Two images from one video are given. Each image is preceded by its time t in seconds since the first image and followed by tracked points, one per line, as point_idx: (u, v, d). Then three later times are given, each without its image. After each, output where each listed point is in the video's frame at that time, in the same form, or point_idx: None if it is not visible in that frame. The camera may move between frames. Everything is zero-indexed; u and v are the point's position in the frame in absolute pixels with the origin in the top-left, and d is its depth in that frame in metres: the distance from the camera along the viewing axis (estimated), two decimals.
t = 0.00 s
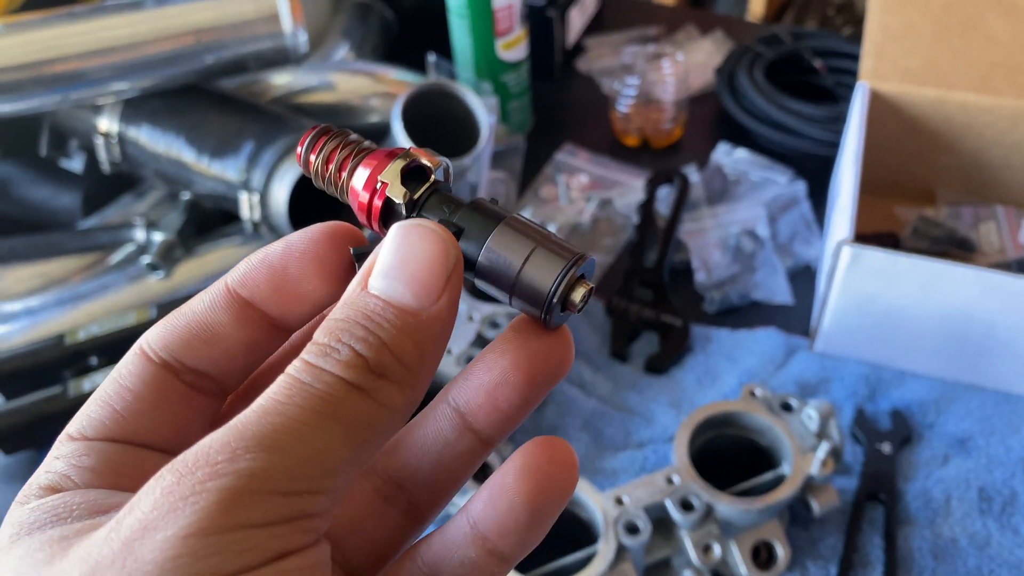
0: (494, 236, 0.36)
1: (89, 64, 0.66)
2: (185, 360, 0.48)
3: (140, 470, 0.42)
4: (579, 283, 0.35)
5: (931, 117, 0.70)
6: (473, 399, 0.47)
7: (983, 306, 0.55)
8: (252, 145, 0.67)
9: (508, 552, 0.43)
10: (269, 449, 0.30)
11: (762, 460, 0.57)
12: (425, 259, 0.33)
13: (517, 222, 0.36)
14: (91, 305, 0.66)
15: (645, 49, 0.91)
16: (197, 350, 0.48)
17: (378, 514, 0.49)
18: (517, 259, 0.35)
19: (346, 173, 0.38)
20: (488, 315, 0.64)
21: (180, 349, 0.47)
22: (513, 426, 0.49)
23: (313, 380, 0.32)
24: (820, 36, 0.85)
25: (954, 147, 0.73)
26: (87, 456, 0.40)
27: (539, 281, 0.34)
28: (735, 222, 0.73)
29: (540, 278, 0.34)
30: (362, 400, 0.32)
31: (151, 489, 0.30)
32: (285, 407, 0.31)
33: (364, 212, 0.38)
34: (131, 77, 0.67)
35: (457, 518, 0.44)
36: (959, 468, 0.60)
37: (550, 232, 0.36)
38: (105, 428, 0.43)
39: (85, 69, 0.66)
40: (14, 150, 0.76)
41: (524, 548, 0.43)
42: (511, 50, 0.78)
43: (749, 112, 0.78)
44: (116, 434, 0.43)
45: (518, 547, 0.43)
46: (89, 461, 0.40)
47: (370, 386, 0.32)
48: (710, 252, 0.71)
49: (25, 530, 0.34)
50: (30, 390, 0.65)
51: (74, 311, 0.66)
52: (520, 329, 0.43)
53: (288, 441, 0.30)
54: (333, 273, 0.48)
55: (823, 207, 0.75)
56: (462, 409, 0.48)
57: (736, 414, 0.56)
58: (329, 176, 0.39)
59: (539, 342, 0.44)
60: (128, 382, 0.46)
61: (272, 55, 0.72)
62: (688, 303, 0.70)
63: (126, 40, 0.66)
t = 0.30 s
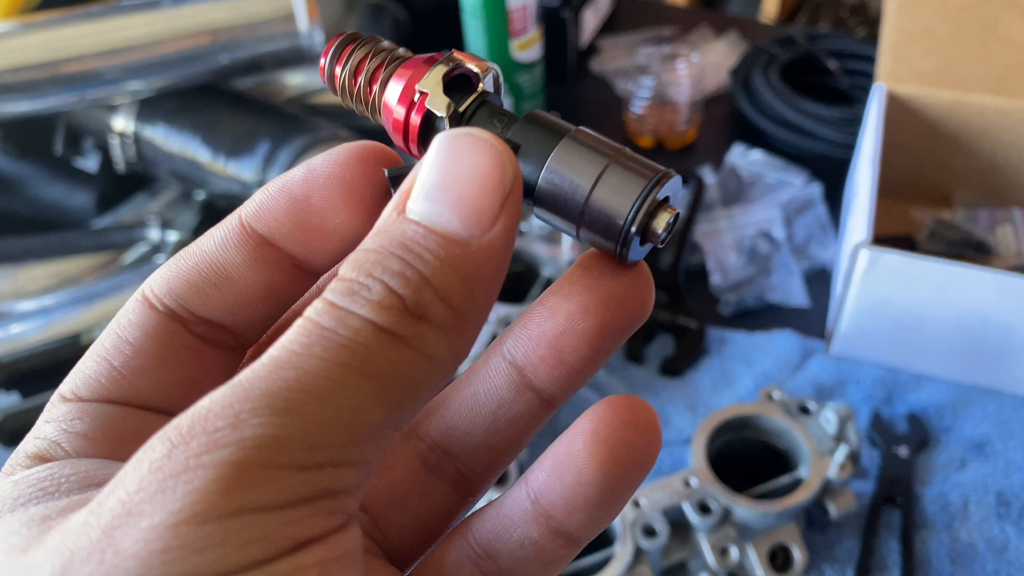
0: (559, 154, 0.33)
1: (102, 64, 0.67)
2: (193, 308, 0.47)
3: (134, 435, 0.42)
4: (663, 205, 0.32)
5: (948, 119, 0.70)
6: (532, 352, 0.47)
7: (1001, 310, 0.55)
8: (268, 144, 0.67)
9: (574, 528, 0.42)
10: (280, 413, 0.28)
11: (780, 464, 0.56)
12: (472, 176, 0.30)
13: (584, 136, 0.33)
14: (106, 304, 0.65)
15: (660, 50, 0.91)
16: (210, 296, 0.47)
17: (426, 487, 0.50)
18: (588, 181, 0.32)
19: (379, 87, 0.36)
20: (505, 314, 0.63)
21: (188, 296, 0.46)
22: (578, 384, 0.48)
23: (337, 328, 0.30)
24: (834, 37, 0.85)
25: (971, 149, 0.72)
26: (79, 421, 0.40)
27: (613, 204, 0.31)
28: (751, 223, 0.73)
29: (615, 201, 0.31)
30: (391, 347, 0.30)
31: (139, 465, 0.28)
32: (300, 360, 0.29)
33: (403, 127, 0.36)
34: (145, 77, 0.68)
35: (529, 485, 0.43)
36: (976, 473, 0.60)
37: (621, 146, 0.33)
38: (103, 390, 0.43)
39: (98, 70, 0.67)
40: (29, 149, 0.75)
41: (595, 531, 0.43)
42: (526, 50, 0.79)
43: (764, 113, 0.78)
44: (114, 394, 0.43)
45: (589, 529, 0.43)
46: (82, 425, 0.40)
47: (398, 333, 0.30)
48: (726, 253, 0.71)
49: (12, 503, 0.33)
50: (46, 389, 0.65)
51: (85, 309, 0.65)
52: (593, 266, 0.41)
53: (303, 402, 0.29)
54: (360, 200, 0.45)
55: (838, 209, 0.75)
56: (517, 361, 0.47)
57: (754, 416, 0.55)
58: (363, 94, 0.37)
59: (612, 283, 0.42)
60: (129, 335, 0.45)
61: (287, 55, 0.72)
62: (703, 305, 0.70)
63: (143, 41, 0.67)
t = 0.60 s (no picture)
0: (531, 159, 0.32)
1: (114, 71, 0.67)
2: (131, 315, 0.47)
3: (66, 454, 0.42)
4: (637, 215, 0.32)
5: (961, 127, 0.70)
6: (491, 362, 0.48)
7: (1016, 321, 0.55)
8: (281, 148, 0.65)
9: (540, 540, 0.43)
10: (239, 447, 0.28)
11: (790, 475, 0.56)
12: (449, 183, 0.31)
13: (557, 141, 0.33)
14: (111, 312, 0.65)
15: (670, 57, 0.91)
16: (150, 301, 0.47)
17: (379, 498, 0.50)
18: (561, 188, 0.32)
19: (335, 77, 0.35)
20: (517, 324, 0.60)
21: (126, 301, 0.47)
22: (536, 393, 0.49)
23: (300, 347, 0.29)
24: (847, 43, 0.85)
25: (985, 157, 0.72)
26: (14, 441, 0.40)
27: (586, 213, 0.31)
28: (764, 231, 0.72)
29: (587, 209, 0.31)
30: (359, 368, 0.30)
31: (85, 504, 0.28)
32: (259, 386, 0.29)
33: (362, 121, 0.35)
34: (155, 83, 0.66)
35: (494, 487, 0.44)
36: (989, 484, 0.60)
37: (596, 152, 0.33)
38: (32, 405, 0.43)
39: (110, 77, 0.67)
40: (39, 154, 0.75)
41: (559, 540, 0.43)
42: (537, 57, 0.79)
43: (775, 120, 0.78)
44: (45, 409, 0.44)
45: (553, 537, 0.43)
46: (11, 447, 0.40)
47: (364, 354, 0.30)
48: (737, 261, 0.71)
49: None
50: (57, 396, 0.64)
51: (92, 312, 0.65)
52: (562, 278, 0.42)
53: (260, 432, 0.28)
54: (317, 199, 0.46)
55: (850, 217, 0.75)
56: (477, 369, 0.49)
57: (765, 426, 0.56)
58: (320, 86, 0.35)
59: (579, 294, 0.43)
60: (62, 343, 0.46)
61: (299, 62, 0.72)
62: (713, 313, 0.70)
63: (157, 47, 0.68)
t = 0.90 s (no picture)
0: (536, 183, 0.32)
1: (119, 73, 0.67)
2: (127, 332, 0.46)
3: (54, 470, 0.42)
4: (642, 243, 0.32)
5: (969, 128, 0.69)
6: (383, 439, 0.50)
7: None
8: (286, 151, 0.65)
9: None
10: (234, 467, 0.28)
11: (797, 478, 0.56)
12: (452, 194, 0.31)
13: (564, 164, 0.33)
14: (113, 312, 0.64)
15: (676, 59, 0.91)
16: (146, 317, 0.47)
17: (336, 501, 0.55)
18: (566, 214, 0.32)
19: (338, 83, 0.34)
20: (522, 326, 0.60)
21: (121, 318, 0.46)
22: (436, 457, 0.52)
23: (297, 364, 0.29)
24: (856, 44, 0.84)
25: (993, 159, 0.72)
26: None
27: (589, 240, 0.31)
28: (770, 233, 0.72)
29: (591, 236, 0.31)
30: (357, 384, 0.30)
31: (78, 521, 0.28)
32: (255, 403, 0.29)
33: (365, 129, 0.34)
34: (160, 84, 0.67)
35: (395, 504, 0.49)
36: (998, 487, 0.59)
37: (602, 177, 0.33)
38: (18, 421, 0.42)
39: (115, 79, 0.67)
40: (46, 156, 0.76)
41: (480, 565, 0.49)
42: (542, 58, 0.79)
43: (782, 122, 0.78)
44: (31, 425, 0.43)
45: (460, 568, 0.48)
46: None
47: (362, 370, 0.30)
48: (743, 263, 0.70)
49: None
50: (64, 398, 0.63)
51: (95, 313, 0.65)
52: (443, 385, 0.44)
53: (257, 451, 0.28)
54: (317, 207, 0.45)
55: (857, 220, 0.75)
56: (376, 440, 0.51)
57: (772, 430, 0.55)
58: (325, 96, 0.35)
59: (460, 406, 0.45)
60: (54, 361, 0.45)
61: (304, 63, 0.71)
62: (721, 317, 0.69)
63: (162, 48, 0.68)
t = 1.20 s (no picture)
0: (534, 191, 0.32)
1: (120, 76, 0.67)
2: (128, 345, 0.46)
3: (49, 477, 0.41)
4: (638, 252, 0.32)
5: (968, 129, 0.69)
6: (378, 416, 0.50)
7: None
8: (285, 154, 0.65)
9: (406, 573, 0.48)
10: (232, 476, 0.28)
11: (797, 480, 0.56)
12: (446, 206, 0.31)
13: (562, 172, 0.33)
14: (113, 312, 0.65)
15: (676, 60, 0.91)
16: (145, 325, 0.46)
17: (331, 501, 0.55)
18: (562, 221, 0.32)
19: (338, 83, 0.34)
20: (520, 328, 0.60)
21: (122, 330, 0.46)
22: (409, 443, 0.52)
23: (294, 373, 0.29)
24: (856, 45, 0.84)
25: (992, 159, 0.72)
26: None
27: (585, 248, 0.31)
28: (770, 234, 0.72)
29: (587, 246, 0.31)
30: (353, 393, 0.30)
31: (77, 527, 0.28)
32: (252, 412, 0.29)
33: (362, 133, 0.34)
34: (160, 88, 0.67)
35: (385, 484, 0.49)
36: (998, 488, 0.59)
37: (599, 186, 0.32)
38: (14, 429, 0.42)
39: (115, 82, 0.67)
40: (46, 160, 0.76)
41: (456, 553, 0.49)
42: (541, 60, 0.79)
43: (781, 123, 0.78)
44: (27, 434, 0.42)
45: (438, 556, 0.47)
46: None
47: (359, 379, 0.30)
48: (743, 264, 0.70)
49: None
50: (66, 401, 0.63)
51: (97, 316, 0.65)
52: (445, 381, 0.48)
53: (254, 459, 0.28)
54: (315, 211, 0.45)
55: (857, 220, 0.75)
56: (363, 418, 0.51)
57: (771, 431, 0.55)
58: (320, 100, 0.35)
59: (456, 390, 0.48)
60: (54, 371, 0.44)
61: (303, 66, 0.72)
62: (720, 317, 0.70)
63: (161, 50, 0.67)
